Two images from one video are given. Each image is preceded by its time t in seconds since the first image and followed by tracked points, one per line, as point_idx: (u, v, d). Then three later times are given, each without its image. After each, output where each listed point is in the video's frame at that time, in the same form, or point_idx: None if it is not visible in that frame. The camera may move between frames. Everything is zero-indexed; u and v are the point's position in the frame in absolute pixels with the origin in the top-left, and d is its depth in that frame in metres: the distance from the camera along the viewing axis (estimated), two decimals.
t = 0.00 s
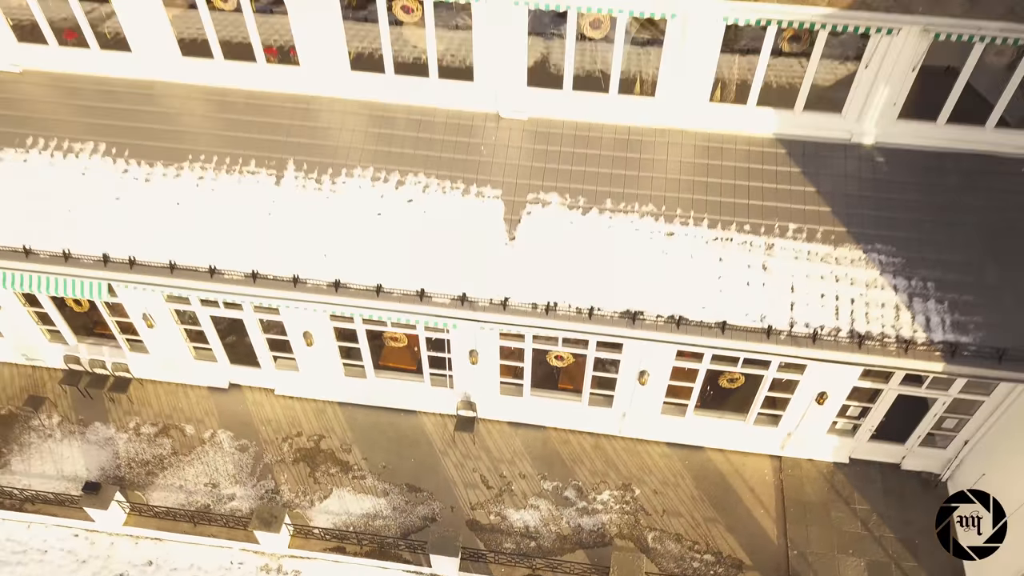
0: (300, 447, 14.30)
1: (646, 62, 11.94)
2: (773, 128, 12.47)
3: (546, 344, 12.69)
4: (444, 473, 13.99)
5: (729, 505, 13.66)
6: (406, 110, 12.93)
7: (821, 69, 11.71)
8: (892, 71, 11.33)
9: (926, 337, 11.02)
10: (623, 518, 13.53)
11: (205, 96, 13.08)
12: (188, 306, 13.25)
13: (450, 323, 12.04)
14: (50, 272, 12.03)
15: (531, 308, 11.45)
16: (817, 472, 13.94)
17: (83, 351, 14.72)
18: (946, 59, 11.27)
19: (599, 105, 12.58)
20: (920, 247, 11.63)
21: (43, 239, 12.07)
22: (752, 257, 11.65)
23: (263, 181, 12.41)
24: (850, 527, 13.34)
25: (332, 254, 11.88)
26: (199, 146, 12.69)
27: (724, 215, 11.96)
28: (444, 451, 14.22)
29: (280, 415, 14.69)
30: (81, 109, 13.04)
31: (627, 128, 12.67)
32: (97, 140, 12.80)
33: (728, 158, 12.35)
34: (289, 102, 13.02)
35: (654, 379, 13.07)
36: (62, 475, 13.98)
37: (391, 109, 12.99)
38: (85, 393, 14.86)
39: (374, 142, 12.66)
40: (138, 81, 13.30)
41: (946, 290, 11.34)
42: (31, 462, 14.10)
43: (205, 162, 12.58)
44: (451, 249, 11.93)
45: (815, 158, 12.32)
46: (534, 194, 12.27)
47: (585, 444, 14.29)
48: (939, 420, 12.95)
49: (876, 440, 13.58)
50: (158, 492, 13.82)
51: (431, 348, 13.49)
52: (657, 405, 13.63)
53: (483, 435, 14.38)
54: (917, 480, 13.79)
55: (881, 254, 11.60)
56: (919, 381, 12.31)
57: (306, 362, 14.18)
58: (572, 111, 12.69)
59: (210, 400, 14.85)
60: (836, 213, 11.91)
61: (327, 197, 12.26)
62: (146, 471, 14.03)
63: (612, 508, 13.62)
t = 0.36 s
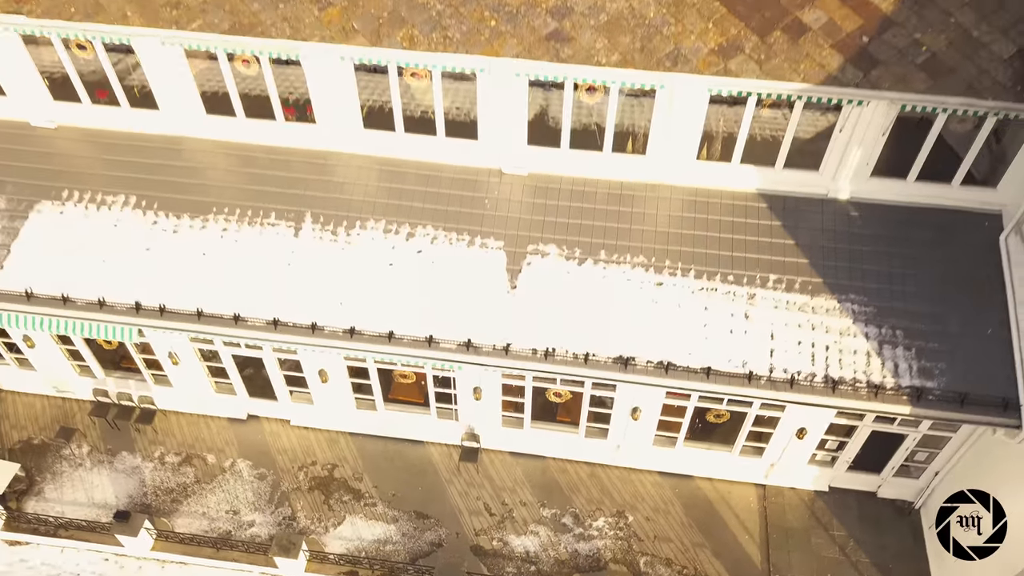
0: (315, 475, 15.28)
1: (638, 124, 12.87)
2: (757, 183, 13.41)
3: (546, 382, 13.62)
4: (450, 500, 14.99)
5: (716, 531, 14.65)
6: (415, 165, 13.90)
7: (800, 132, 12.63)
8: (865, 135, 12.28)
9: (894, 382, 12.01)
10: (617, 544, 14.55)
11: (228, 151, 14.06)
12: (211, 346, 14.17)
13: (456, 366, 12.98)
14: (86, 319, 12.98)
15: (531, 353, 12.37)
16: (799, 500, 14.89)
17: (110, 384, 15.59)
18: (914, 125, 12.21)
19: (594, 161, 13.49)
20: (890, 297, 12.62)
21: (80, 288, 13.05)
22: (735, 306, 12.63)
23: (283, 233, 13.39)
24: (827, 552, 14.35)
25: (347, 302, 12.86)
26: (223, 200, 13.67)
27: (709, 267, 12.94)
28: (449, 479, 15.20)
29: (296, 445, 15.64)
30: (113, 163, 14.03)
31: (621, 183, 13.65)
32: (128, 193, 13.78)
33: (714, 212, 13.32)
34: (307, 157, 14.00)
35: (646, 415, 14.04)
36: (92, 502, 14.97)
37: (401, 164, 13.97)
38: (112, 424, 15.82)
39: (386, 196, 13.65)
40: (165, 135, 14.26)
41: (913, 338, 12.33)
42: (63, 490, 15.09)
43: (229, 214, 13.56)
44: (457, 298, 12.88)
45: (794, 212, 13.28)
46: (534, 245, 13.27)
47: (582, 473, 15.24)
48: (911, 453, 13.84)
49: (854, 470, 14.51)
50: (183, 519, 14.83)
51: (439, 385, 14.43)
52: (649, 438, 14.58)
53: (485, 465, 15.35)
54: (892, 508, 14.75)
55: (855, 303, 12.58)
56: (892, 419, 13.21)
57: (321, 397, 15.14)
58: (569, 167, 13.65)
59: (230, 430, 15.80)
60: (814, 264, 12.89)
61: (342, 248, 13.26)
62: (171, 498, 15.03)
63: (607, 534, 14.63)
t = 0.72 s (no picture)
0: (327, 503, 16.23)
1: (630, 180, 13.82)
2: (741, 234, 14.37)
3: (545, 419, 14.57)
4: (455, 527, 15.94)
5: (704, 556, 15.61)
6: (422, 215, 14.89)
7: (780, 189, 13.59)
8: (840, 192, 13.24)
9: (867, 424, 12.97)
10: (611, 568, 15.50)
11: (247, 201, 15.04)
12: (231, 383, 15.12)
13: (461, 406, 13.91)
14: (116, 361, 13.92)
15: (531, 395, 13.30)
16: (782, 526, 15.86)
17: (134, 416, 16.57)
18: (886, 184, 13.15)
19: (590, 213, 14.47)
20: (864, 342, 13.59)
21: (110, 332, 14.00)
22: (720, 350, 13.58)
23: (300, 280, 14.36)
24: None
25: (360, 346, 13.81)
26: (243, 248, 14.65)
27: (696, 314, 13.90)
28: (454, 507, 16.16)
29: (309, 473, 16.59)
30: (139, 212, 15.00)
31: (614, 233, 14.61)
32: (153, 242, 14.75)
33: (701, 261, 14.28)
34: (321, 207, 14.98)
35: (638, 449, 14.98)
36: (118, 529, 15.93)
37: (410, 215, 14.95)
38: (136, 453, 16.79)
39: (395, 246, 14.62)
40: (187, 186, 15.21)
41: (885, 382, 13.28)
42: (91, 516, 16.05)
43: (248, 262, 14.53)
44: (462, 342, 13.81)
45: (776, 261, 14.25)
46: (534, 292, 14.22)
47: (578, 501, 16.21)
48: (886, 484, 14.71)
49: (833, 499, 15.45)
50: (203, 545, 15.78)
51: (444, 419, 15.37)
52: (641, 469, 15.53)
53: (487, 493, 16.31)
54: (870, 534, 15.71)
55: (831, 349, 13.55)
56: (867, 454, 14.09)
57: (332, 429, 16.07)
58: (567, 218, 14.63)
59: (246, 459, 16.75)
60: (793, 311, 13.85)
61: (355, 295, 14.21)
62: (191, 525, 15.98)
63: (602, 559, 15.59)
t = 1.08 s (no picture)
0: (337, 529, 17.18)
1: (622, 232, 14.78)
2: (727, 281, 15.31)
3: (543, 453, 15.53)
4: (458, 553, 16.89)
5: None
6: (429, 261, 15.85)
7: (764, 240, 14.53)
8: (819, 244, 14.24)
9: (843, 461, 13.93)
10: None
11: (264, 247, 15.99)
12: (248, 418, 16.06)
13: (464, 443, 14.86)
14: (142, 400, 14.89)
15: (530, 434, 14.27)
16: (767, 552, 16.81)
17: (155, 446, 17.51)
18: (861, 238, 14.10)
19: (585, 260, 15.41)
20: (841, 384, 14.55)
21: (136, 372, 14.97)
22: (706, 391, 14.53)
23: (314, 323, 15.32)
24: None
25: (369, 387, 14.75)
26: (260, 292, 15.61)
27: (685, 357, 14.86)
28: (457, 533, 17.12)
29: (320, 500, 17.55)
30: (162, 258, 15.95)
31: (608, 278, 15.56)
32: (175, 286, 15.71)
33: (690, 305, 15.23)
34: (333, 252, 15.94)
35: (631, 480, 15.93)
36: (140, 554, 16.89)
37: (416, 260, 15.91)
38: (157, 481, 17.74)
39: (403, 290, 15.57)
40: (207, 232, 16.16)
41: (860, 422, 14.24)
42: (114, 542, 17.00)
43: (265, 306, 15.49)
44: (466, 383, 14.73)
45: (759, 306, 15.21)
46: (533, 334, 15.15)
47: (574, 527, 17.17)
48: (863, 513, 15.64)
49: (815, 527, 16.38)
50: (221, 569, 16.74)
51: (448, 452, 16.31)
52: (634, 498, 16.47)
53: (489, 520, 17.27)
54: (850, 559, 16.64)
55: (810, 391, 14.52)
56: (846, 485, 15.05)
57: (342, 460, 17.01)
58: (565, 264, 15.56)
59: (261, 487, 17.70)
60: (775, 354, 14.82)
61: (365, 337, 15.15)
62: (209, 550, 16.93)
63: None
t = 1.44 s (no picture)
0: (347, 554, 18.12)
1: (616, 277, 15.74)
2: (715, 323, 16.27)
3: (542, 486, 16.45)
4: None
5: None
6: (434, 302, 16.81)
7: (748, 287, 15.49)
8: (799, 291, 15.26)
9: (822, 496, 14.87)
10: None
11: (278, 289, 16.97)
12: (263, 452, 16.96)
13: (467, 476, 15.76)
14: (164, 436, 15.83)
15: (529, 469, 15.15)
16: None
17: (173, 474, 18.45)
18: (838, 286, 15.07)
19: (581, 303, 16.36)
20: (821, 422, 15.50)
21: (159, 410, 15.92)
22: (695, 429, 15.46)
23: (325, 362, 16.26)
24: None
25: (378, 424, 15.66)
26: (274, 333, 16.56)
27: (675, 396, 15.80)
28: (460, 558, 18.07)
29: (330, 526, 18.49)
30: (182, 300, 16.92)
31: (602, 319, 16.52)
32: (194, 327, 16.67)
33: (679, 346, 16.19)
34: (344, 294, 16.91)
35: (625, 510, 16.86)
36: None
37: (422, 301, 16.86)
38: (174, 508, 18.67)
39: (409, 331, 16.51)
40: (224, 275, 17.14)
41: (838, 458, 15.18)
42: (135, 567, 17.91)
43: (279, 347, 16.44)
44: (468, 421, 15.63)
45: (745, 347, 16.17)
46: (533, 374, 16.07)
47: (571, 552, 18.12)
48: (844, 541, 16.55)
49: (799, 552, 17.30)
50: None
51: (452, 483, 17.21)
52: (628, 526, 17.40)
53: (491, 545, 18.23)
54: None
55: (792, 429, 15.45)
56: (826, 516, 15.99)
57: (351, 489, 17.92)
58: (562, 307, 16.51)
59: (274, 513, 18.66)
60: (759, 393, 15.78)
61: (374, 376, 16.08)
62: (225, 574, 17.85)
63: None
